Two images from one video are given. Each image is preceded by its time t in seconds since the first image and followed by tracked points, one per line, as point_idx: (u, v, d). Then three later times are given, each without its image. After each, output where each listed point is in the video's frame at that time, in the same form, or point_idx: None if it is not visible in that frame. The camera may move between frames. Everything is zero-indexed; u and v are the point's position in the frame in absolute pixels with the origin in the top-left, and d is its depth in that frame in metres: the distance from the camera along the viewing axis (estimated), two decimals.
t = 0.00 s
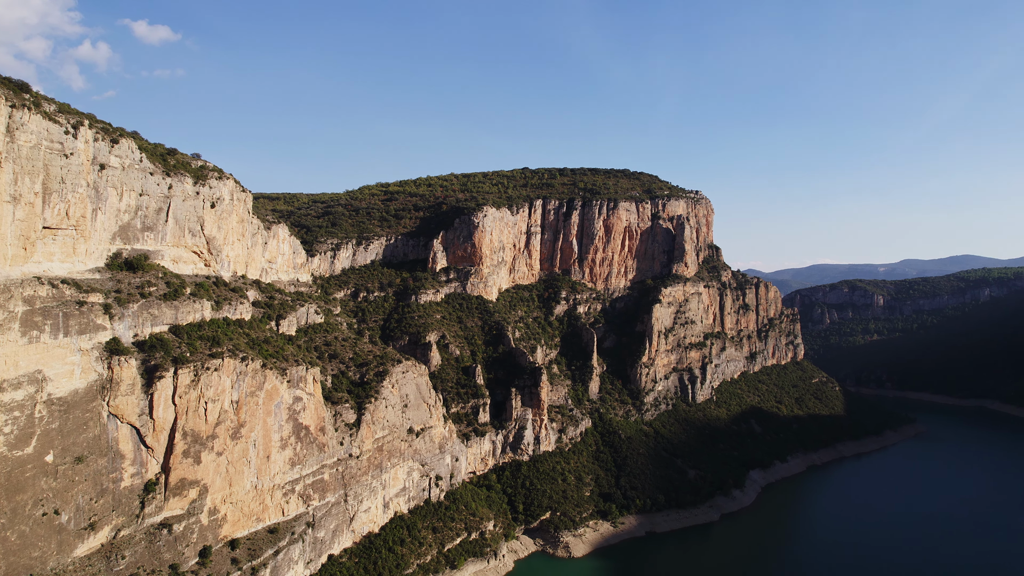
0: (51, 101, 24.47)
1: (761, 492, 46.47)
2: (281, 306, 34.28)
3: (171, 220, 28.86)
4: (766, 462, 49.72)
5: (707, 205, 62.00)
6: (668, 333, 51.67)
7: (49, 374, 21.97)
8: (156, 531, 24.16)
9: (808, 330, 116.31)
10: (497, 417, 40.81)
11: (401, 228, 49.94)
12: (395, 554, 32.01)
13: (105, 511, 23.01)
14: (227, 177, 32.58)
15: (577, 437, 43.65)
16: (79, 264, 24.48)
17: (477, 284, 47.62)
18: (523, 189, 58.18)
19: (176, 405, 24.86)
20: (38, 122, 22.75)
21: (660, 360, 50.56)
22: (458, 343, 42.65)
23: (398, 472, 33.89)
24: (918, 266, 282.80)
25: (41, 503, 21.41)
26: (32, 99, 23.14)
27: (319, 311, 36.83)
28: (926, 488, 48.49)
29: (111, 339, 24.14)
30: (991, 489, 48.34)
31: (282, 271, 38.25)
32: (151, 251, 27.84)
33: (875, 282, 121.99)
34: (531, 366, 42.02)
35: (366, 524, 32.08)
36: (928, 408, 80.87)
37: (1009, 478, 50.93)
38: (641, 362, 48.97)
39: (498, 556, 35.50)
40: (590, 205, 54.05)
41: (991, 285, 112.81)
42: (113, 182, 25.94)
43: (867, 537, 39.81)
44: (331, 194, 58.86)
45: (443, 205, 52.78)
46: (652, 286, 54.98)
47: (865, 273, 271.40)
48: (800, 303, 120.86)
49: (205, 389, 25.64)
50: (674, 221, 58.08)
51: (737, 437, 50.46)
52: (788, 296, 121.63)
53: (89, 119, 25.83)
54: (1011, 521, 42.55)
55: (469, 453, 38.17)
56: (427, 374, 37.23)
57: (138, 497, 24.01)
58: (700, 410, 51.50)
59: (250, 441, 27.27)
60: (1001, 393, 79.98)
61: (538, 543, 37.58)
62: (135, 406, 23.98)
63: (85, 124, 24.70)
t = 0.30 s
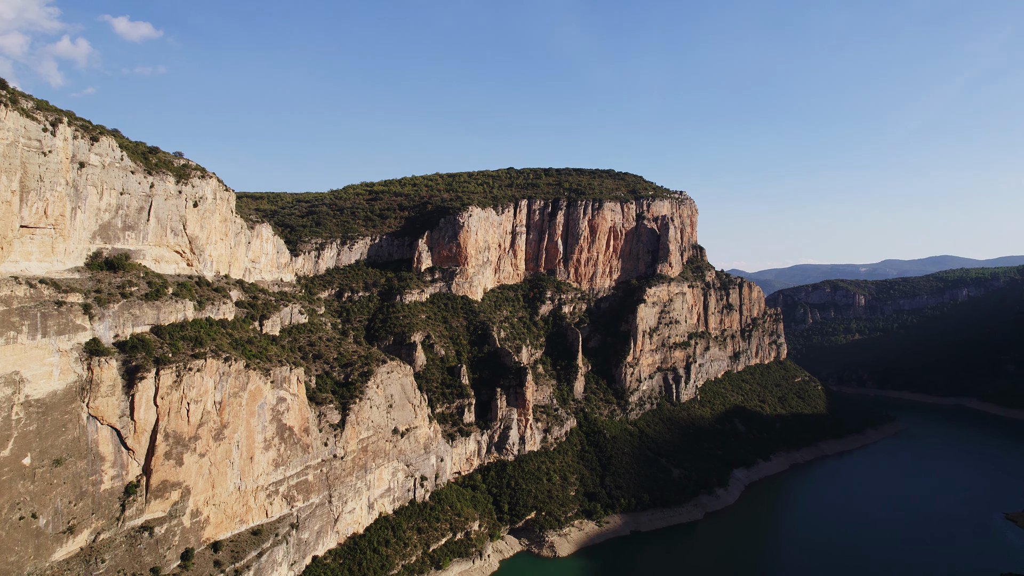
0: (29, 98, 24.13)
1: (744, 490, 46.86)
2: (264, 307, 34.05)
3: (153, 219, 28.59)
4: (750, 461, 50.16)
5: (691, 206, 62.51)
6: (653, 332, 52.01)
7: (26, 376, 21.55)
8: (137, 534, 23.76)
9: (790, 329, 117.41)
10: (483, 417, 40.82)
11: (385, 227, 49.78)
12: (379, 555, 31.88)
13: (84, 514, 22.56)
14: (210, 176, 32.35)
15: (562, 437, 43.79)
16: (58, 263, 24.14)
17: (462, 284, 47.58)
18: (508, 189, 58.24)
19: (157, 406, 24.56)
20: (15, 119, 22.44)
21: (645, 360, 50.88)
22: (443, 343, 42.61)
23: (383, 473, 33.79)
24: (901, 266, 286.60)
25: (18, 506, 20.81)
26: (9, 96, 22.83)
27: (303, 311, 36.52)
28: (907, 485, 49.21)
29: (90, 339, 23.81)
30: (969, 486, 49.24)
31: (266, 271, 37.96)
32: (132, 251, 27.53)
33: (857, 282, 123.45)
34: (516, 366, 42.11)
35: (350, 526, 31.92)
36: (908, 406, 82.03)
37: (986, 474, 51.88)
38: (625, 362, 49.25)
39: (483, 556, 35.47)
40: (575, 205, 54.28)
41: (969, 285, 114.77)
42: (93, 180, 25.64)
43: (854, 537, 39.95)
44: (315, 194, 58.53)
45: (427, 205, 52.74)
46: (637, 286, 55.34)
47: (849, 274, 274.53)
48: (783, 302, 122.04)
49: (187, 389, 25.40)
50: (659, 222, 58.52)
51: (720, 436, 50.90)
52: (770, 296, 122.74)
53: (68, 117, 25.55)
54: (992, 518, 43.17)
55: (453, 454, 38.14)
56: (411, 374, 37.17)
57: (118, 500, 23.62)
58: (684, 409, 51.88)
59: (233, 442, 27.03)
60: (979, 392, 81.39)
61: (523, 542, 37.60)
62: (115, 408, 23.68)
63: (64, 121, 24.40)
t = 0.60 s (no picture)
0: (7, 95, 23.78)
1: (727, 489, 47.25)
2: (247, 307, 33.83)
3: (134, 218, 28.30)
4: (733, 460, 50.60)
5: (675, 206, 62.97)
6: (637, 332, 52.31)
7: (3, 377, 21.04)
8: (117, 537, 23.46)
9: (773, 329, 118.46)
10: (468, 417, 40.82)
11: (370, 227, 49.63)
12: (364, 556, 31.76)
13: (62, 518, 22.13)
14: (192, 174, 32.09)
15: (547, 437, 43.91)
16: (35, 263, 23.77)
17: (447, 284, 47.55)
18: (494, 189, 58.29)
19: (138, 408, 24.21)
20: None
21: (630, 360, 51.15)
22: (429, 343, 42.56)
23: (367, 474, 33.68)
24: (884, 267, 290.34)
25: None
26: None
27: (287, 312, 36.39)
28: (887, 482, 49.89)
29: (69, 340, 23.43)
30: (947, 482, 50.13)
31: (249, 270, 37.70)
32: (113, 250, 27.22)
33: (838, 282, 124.84)
34: (501, 366, 42.20)
35: (334, 527, 31.78)
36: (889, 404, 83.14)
37: (963, 471, 52.68)
38: (610, 361, 49.51)
39: (468, 556, 35.46)
40: (560, 205, 54.46)
41: (947, 285, 116.69)
42: (72, 178, 25.31)
43: (835, 536, 40.14)
44: (299, 193, 58.16)
45: (412, 205, 52.70)
46: (621, 286, 55.65)
47: (833, 274, 277.69)
48: (766, 302, 123.15)
49: (169, 390, 25.11)
50: (643, 222, 58.91)
51: (704, 435, 51.31)
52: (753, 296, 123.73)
53: (46, 114, 25.24)
54: (969, 515, 43.69)
55: (438, 454, 38.12)
56: (396, 375, 37.10)
57: (98, 503, 23.26)
58: (669, 409, 52.23)
59: (216, 444, 26.79)
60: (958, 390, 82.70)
61: (508, 542, 37.64)
62: (95, 410, 23.29)
63: (42, 119, 24.08)
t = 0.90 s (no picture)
0: None
1: (711, 487, 47.59)
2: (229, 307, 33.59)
3: (114, 217, 28.00)
4: (717, 458, 50.99)
5: (659, 207, 63.41)
6: (622, 332, 52.58)
7: None
8: (96, 541, 23.10)
9: (757, 329, 119.47)
10: (452, 417, 40.79)
11: (354, 227, 49.44)
12: (348, 557, 31.61)
13: (40, 522, 21.75)
14: (174, 173, 31.80)
15: (532, 436, 43.98)
16: (12, 262, 23.43)
17: (432, 284, 47.50)
18: (478, 189, 58.33)
19: (118, 409, 23.89)
20: None
21: (614, 359, 51.38)
22: (413, 343, 42.49)
23: (352, 475, 33.55)
24: (868, 267, 293.98)
25: None
26: None
27: (270, 312, 36.19)
28: (867, 479, 50.55)
29: (47, 341, 23.03)
30: (925, 478, 50.94)
31: (232, 270, 37.41)
32: (92, 250, 26.92)
33: (820, 282, 126.22)
34: (485, 366, 42.22)
35: (318, 528, 31.59)
36: (870, 403, 84.15)
37: (943, 468, 53.50)
38: (595, 361, 49.71)
39: (453, 557, 35.42)
40: (545, 205, 54.60)
41: (926, 285, 118.37)
42: (50, 176, 24.98)
43: (817, 532, 40.60)
44: (282, 193, 57.78)
45: (397, 205, 52.60)
46: (606, 286, 55.94)
47: (817, 275, 280.63)
48: (750, 302, 124.18)
49: (150, 392, 24.81)
50: (627, 222, 59.26)
51: (688, 434, 51.67)
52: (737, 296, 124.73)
53: (23, 112, 24.92)
54: (948, 512, 44.17)
55: (423, 454, 38.03)
56: (380, 375, 36.99)
57: (76, 506, 22.88)
58: (653, 408, 52.53)
59: (198, 445, 26.53)
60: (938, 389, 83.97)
61: (493, 542, 37.67)
62: (74, 411, 22.94)
63: (18, 116, 23.75)
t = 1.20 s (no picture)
0: None
1: (694, 486, 47.91)
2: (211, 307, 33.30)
3: (93, 216, 27.64)
4: (700, 457, 51.34)
5: (643, 207, 63.80)
6: (606, 331, 52.83)
7: None
8: (73, 545, 22.71)
9: (739, 328, 120.43)
10: (436, 417, 40.72)
11: (337, 226, 49.20)
12: (332, 559, 31.44)
13: (15, 526, 21.28)
14: (155, 172, 31.44)
15: (516, 436, 44.05)
16: None
17: (416, 284, 47.41)
18: (462, 188, 58.30)
19: (97, 411, 23.54)
20: None
21: (598, 359, 51.61)
22: (396, 343, 42.37)
23: (335, 476, 33.39)
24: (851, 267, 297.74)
25: None
26: None
27: (252, 312, 35.95)
28: (848, 477, 51.15)
29: (23, 342, 22.61)
30: (904, 475, 51.73)
31: (213, 270, 37.07)
32: (70, 249, 26.56)
33: (802, 281, 127.63)
34: (469, 366, 42.25)
35: (301, 530, 31.39)
36: (851, 401, 85.21)
37: (922, 465, 54.32)
38: (579, 361, 49.91)
39: (437, 557, 35.37)
40: (529, 206, 54.68)
41: (905, 285, 120.17)
42: (26, 174, 24.61)
43: (798, 530, 40.96)
44: (265, 192, 57.33)
45: (380, 204, 52.41)
46: (590, 286, 56.20)
47: (800, 275, 283.72)
48: (732, 301, 125.13)
49: (130, 393, 24.51)
50: (611, 222, 59.57)
51: (671, 433, 52.00)
52: (720, 296, 125.61)
53: None
54: (927, 509, 44.85)
55: (407, 455, 37.93)
56: (363, 375, 36.86)
57: (53, 510, 22.44)
58: (637, 408, 52.81)
59: (178, 447, 26.26)
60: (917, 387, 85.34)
61: (477, 543, 37.66)
62: (51, 413, 22.48)
63: None
